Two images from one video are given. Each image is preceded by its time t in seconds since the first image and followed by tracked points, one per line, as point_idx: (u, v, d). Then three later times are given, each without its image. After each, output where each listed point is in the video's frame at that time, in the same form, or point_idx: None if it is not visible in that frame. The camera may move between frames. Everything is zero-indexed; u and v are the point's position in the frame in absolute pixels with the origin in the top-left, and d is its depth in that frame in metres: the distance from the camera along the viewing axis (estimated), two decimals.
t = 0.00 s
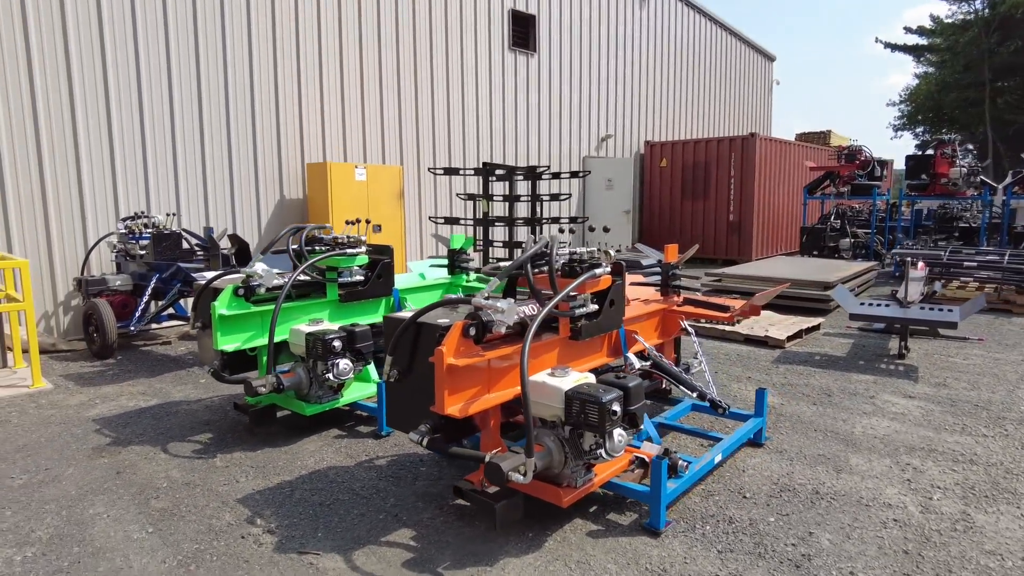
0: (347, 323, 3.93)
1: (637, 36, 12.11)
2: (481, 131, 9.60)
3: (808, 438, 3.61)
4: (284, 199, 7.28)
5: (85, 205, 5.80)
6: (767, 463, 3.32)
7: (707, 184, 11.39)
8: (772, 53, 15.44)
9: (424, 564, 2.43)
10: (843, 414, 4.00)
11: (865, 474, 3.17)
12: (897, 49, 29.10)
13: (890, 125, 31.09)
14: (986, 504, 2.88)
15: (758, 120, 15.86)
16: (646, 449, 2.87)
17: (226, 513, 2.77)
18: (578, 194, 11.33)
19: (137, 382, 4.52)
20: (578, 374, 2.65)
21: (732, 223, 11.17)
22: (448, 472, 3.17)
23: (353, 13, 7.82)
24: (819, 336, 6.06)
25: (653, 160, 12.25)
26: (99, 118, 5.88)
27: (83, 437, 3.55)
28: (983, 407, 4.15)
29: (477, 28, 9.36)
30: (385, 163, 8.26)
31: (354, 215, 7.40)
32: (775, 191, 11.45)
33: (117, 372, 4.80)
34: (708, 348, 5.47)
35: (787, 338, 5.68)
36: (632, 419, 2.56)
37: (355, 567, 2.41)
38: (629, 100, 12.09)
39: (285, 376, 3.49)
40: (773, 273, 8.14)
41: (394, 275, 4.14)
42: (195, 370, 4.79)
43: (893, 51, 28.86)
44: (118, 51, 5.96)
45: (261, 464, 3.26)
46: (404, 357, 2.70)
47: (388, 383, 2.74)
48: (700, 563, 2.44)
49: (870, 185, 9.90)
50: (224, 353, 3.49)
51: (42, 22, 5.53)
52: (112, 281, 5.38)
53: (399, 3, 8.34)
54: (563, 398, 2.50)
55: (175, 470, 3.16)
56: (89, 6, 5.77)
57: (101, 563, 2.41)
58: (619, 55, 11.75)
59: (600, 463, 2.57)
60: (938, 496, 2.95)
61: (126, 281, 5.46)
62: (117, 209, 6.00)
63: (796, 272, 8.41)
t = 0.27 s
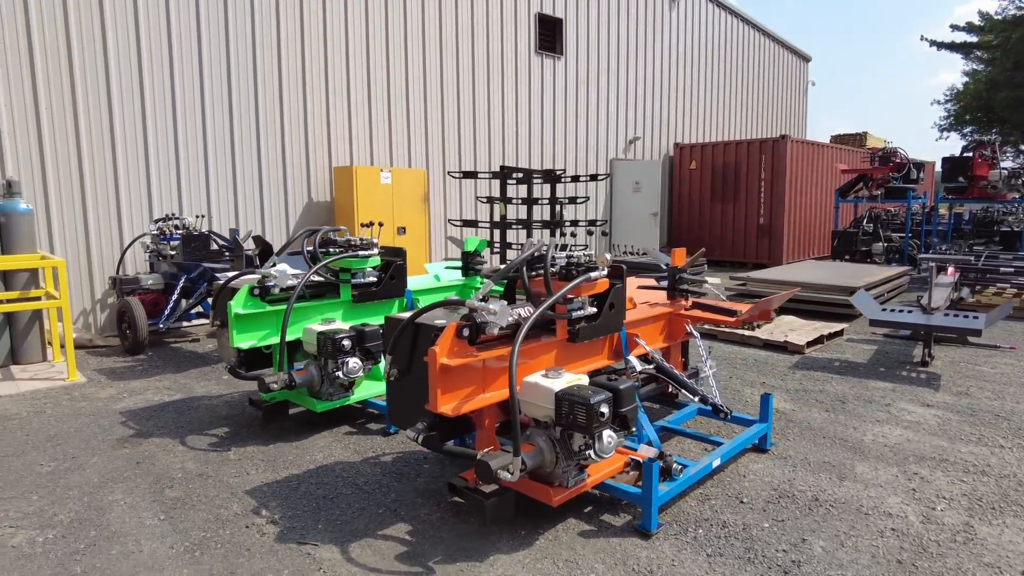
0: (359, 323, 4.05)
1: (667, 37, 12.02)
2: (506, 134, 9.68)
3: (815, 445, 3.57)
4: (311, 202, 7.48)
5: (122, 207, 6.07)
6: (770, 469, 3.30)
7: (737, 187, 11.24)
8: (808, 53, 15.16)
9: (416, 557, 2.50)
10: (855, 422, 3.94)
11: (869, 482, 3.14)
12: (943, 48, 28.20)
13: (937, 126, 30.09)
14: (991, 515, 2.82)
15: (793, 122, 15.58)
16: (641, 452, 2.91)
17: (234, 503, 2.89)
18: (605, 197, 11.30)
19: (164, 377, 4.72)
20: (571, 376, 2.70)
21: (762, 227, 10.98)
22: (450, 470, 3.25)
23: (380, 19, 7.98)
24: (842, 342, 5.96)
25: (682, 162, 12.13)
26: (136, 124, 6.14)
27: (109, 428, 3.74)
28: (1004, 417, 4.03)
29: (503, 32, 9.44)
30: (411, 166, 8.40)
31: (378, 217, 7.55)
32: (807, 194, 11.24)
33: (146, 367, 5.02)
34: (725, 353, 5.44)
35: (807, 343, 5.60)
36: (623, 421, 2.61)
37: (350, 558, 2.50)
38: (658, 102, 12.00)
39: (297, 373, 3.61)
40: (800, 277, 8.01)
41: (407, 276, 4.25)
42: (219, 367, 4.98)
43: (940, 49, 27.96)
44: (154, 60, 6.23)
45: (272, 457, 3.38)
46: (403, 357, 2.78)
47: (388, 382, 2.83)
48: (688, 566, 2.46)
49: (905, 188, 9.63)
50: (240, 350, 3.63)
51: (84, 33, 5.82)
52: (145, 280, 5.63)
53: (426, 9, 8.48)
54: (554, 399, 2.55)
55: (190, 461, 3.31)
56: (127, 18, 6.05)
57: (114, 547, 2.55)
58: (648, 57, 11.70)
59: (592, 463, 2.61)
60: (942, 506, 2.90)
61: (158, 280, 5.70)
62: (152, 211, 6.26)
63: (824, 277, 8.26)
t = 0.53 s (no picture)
0: (378, 322, 4.15)
1: (703, 36, 11.85)
2: (537, 136, 9.71)
3: (829, 453, 3.51)
4: (343, 204, 7.66)
5: (162, 209, 6.34)
6: (780, 476, 3.26)
7: (773, 188, 11.00)
8: (851, 51, 14.77)
9: (416, 552, 2.57)
10: (874, 430, 3.86)
11: (881, 492, 3.07)
12: (1000, 44, 27.04)
13: (994, 124, 28.85)
14: (1007, 529, 2.73)
15: (835, 121, 15.19)
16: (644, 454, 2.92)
17: (248, 495, 3.01)
18: (638, 199, 11.22)
19: (196, 373, 4.92)
20: (572, 378, 2.73)
21: (799, 229, 10.70)
22: (458, 468, 3.31)
23: (412, 24, 8.11)
24: (872, 348, 5.81)
25: (717, 163, 11.93)
26: (176, 130, 6.40)
27: (139, 421, 3.93)
28: None
29: (534, 35, 9.48)
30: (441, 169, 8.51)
31: (407, 220, 7.66)
32: (846, 196, 10.96)
33: (180, 363, 5.23)
34: (749, 357, 5.37)
35: (834, 349, 5.49)
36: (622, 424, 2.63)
37: (352, 550, 2.58)
38: (693, 102, 11.84)
39: (315, 370, 3.73)
40: (835, 281, 7.82)
41: (425, 277, 4.32)
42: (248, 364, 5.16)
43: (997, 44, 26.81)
44: (193, 69, 6.48)
45: (288, 452, 3.50)
46: (409, 357, 2.85)
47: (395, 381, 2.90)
48: (683, 570, 2.46)
49: (949, 189, 9.31)
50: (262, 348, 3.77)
51: (128, 44, 6.11)
52: (181, 279, 5.87)
53: (457, 14, 8.58)
54: (553, 400, 2.59)
55: (212, 453, 3.45)
56: (168, 28, 6.32)
57: (133, 532, 2.69)
58: (683, 57, 11.56)
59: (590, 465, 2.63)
60: (955, 518, 2.82)
61: (193, 279, 5.93)
62: (190, 213, 6.52)
63: (860, 281, 8.05)
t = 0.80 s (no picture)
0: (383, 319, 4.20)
1: (731, 33, 11.65)
2: (558, 135, 9.68)
3: (832, 456, 3.44)
4: (363, 203, 7.77)
5: (186, 208, 6.53)
6: (778, 478, 3.21)
7: (801, 187, 10.77)
8: (886, 47, 14.38)
9: (401, 544, 2.61)
10: (883, 434, 3.77)
11: (881, 497, 3.00)
12: None
13: None
14: (1009, 538, 2.64)
15: (869, 118, 14.80)
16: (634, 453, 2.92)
17: (246, 485, 3.09)
18: (661, 198, 11.10)
19: (212, 367, 5.05)
20: (559, 375, 2.73)
21: (827, 229, 10.45)
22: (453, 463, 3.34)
23: (432, 25, 8.17)
24: (892, 350, 5.67)
25: (745, 162, 11.72)
26: (200, 131, 6.58)
27: (152, 412, 4.05)
28: None
29: (555, 34, 9.45)
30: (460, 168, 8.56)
31: (424, 219, 7.73)
32: (877, 195, 10.68)
33: (198, 357, 5.38)
34: (762, 359, 5.29)
35: (851, 351, 5.38)
36: (608, 421, 2.62)
37: (339, 541, 2.63)
38: (721, 99, 11.64)
39: (319, 365, 3.80)
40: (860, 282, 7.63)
41: (430, 275, 4.35)
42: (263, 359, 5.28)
43: None
44: (216, 72, 6.65)
45: (290, 444, 3.58)
46: (399, 352, 2.89)
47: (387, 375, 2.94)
48: (664, 569, 2.44)
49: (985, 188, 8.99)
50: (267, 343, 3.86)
51: (154, 48, 6.30)
52: (202, 276, 6.03)
53: (477, 14, 8.61)
54: (537, 397, 2.59)
55: (216, 445, 3.55)
56: (193, 32, 6.50)
57: (133, 519, 2.79)
58: (709, 55, 11.37)
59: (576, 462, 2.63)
60: (955, 525, 2.73)
61: (214, 276, 6.09)
62: (212, 212, 6.69)
63: (887, 281, 7.84)
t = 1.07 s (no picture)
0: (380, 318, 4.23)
1: (749, 30, 11.47)
2: (570, 135, 9.66)
3: (825, 461, 3.38)
4: (374, 203, 7.85)
5: (199, 208, 6.66)
6: (766, 482, 3.16)
7: (820, 186, 10.58)
8: (912, 43, 14.07)
9: (378, 541, 2.63)
10: (881, 438, 3.69)
11: (870, 502, 2.94)
12: None
13: None
14: (998, 547, 2.56)
15: (894, 116, 14.50)
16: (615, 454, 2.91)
17: (236, 481, 3.15)
18: (677, 198, 10.99)
19: (218, 364, 5.15)
20: (537, 374, 2.73)
21: (846, 228, 10.26)
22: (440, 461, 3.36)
23: (443, 26, 8.21)
24: (904, 353, 5.54)
25: (763, 161, 11.56)
26: (213, 132, 6.71)
27: (155, 407, 4.15)
28: None
29: (568, 34, 9.43)
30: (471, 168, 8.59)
31: (434, 219, 7.77)
32: (898, 194, 10.45)
33: (207, 355, 5.50)
34: (766, 361, 5.23)
35: (859, 353, 5.28)
36: (584, 420, 2.62)
37: (318, 537, 2.66)
38: (739, 97, 11.48)
39: (313, 363, 3.84)
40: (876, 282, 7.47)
41: (427, 274, 4.30)
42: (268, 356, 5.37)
43: None
44: (229, 75, 6.77)
45: (283, 441, 3.64)
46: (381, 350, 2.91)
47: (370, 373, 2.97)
48: (637, 572, 2.42)
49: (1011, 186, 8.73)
50: (264, 340, 3.92)
51: (168, 52, 6.44)
52: (213, 275, 6.12)
53: (489, 14, 8.63)
54: (513, 397, 2.59)
55: (212, 440, 3.62)
56: (206, 36, 6.63)
57: (122, 511, 2.85)
58: (727, 52, 11.22)
59: (553, 462, 2.63)
60: (943, 533, 2.66)
61: (225, 275, 6.20)
62: (225, 212, 6.82)
63: (904, 282, 7.67)
